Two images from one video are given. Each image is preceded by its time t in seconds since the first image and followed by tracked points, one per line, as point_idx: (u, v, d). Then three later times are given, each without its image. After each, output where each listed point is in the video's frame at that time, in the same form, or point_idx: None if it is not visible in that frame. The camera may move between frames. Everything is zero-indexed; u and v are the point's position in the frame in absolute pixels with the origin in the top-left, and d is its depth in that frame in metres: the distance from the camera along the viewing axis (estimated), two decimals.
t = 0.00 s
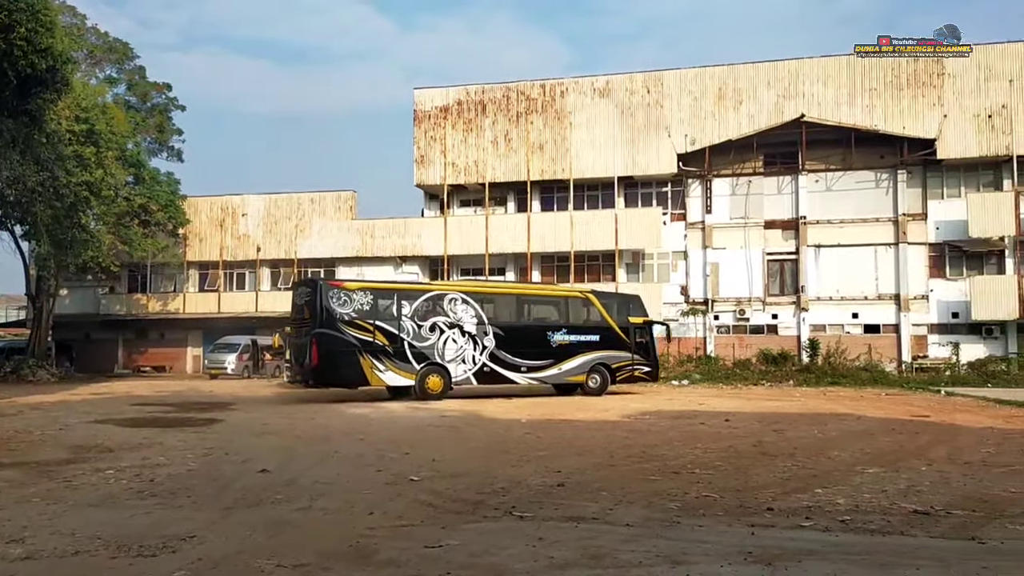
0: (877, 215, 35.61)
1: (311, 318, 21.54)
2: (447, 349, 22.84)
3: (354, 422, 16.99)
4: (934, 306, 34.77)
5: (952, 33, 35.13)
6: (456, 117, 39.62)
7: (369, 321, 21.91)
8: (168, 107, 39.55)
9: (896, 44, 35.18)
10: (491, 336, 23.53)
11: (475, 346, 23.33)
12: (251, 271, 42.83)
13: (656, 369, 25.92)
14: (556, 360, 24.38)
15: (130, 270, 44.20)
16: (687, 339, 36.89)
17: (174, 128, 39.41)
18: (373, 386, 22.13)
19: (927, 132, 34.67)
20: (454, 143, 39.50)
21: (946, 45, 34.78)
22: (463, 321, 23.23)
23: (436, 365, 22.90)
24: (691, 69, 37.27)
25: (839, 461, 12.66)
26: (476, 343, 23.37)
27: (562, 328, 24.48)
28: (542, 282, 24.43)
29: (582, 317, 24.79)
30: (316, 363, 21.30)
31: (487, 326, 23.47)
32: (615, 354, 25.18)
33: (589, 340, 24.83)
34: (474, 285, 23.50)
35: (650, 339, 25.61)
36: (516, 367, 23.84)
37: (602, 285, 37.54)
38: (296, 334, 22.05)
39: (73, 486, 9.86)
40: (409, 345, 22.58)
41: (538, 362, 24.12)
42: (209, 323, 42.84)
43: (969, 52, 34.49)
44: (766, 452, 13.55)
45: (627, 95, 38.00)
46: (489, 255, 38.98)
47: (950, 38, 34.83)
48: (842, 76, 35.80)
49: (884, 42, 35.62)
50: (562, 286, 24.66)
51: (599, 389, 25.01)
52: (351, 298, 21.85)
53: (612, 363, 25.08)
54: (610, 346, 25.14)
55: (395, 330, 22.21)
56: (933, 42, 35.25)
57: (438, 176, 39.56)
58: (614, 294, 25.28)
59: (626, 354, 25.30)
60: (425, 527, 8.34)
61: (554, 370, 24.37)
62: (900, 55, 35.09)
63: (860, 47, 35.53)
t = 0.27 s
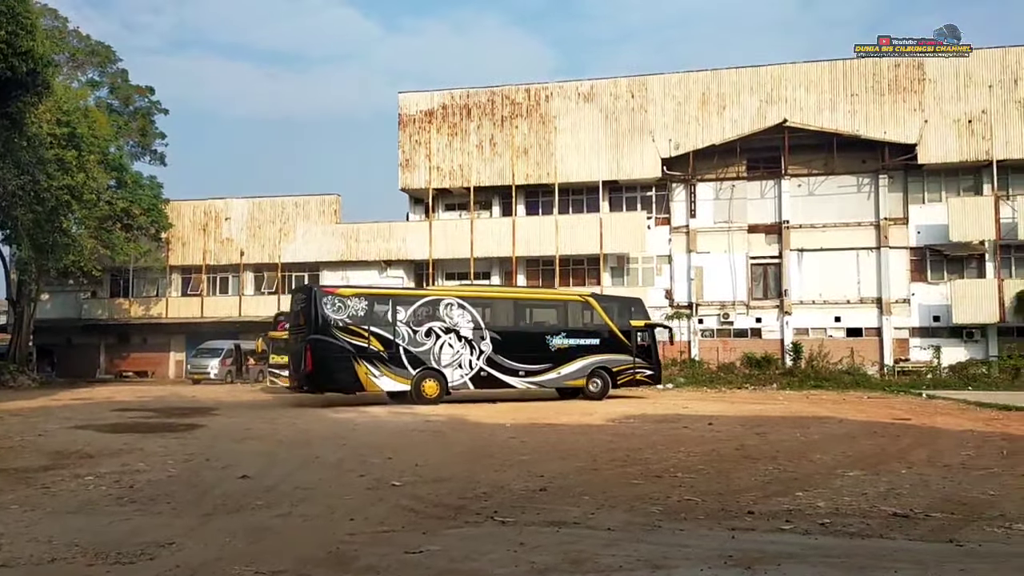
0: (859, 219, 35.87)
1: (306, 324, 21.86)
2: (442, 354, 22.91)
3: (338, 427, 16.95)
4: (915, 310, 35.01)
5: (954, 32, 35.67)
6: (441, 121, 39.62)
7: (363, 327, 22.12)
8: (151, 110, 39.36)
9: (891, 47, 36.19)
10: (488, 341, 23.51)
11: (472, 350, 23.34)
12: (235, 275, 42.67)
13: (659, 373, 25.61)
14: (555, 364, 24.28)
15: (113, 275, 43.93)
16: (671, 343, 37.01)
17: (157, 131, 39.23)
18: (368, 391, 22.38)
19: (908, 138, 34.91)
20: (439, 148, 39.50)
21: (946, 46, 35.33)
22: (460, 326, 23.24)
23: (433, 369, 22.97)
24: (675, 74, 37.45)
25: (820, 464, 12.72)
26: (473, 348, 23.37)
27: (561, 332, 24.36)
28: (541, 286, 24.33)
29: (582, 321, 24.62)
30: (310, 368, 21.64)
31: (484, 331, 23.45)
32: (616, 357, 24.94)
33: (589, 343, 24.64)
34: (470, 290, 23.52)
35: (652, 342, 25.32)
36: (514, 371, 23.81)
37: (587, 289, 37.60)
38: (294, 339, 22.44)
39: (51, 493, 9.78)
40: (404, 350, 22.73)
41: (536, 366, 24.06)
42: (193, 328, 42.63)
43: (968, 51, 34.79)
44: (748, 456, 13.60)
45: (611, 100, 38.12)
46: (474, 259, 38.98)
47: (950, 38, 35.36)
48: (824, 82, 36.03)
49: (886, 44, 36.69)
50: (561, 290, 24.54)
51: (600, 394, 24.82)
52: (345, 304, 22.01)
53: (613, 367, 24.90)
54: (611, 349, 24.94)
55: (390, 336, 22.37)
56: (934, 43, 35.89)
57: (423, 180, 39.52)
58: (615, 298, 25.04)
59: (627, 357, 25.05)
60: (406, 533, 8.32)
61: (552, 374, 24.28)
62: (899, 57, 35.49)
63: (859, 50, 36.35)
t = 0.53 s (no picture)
0: (851, 224, 36.00)
1: (311, 329, 21.96)
2: (447, 358, 22.85)
3: (329, 432, 16.92)
4: (907, 315, 35.12)
5: (953, 33, 38.35)
6: (434, 126, 39.65)
7: (368, 331, 22.14)
8: (143, 114, 39.31)
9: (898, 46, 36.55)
10: (493, 345, 23.46)
11: (477, 354, 23.28)
12: (227, 280, 42.63)
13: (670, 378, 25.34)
14: (562, 368, 24.11)
15: (104, 279, 43.83)
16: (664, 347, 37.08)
17: (149, 135, 39.19)
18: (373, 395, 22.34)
19: (900, 143, 35.06)
20: (432, 152, 39.53)
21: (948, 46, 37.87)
22: (464, 330, 23.22)
23: (438, 373, 22.87)
24: (667, 79, 37.55)
25: (810, 469, 12.75)
26: (478, 352, 23.32)
27: (569, 337, 24.18)
28: (548, 290, 24.14)
29: (590, 326, 24.37)
30: (315, 372, 21.70)
31: (489, 335, 23.39)
32: (625, 362, 24.69)
33: (597, 348, 24.42)
34: (476, 294, 23.46)
35: (662, 347, 25.04)
36: (519, 375, 23.69)
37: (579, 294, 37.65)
38: (300, 345, 22.53)
39: (40, 497, 9.74)
40: (409, 355, 22.68)
41: (542, 370, 23.89)
42: (185, 332, 42.53)
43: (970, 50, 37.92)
44: (740, 460, 13.63)
45: (604, 105, 38.19)
46: (467, 263, 39.00)
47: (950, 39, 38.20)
48: (815, 88, 36.15)
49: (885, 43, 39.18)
50: (568, 294, 24.30)
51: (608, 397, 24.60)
52: (350, 308, 22.11)
53: (622, 371, 24.66)
54: (620, 354, 24.67)
55: (394, 339, 22.37)
56: (934, 43, 38.63)
57: (415, 184, 39.52)
58: (624, 302, 24.71)
59: (636, 362, 24.79)
60: (396, 538, 8.31)
61: (559, 378, 24.10)
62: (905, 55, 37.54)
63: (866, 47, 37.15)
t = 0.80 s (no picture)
0: (840, 229, 36.16)
1: (315, 333, 21.93)
2: (450, 362, 22.79)
3: (320, 436, 16.89)
4: (896, 319, 35.27)
5: (952, 33, 38.63)
6: (425, 130, 39.65)
7: (371, 335, 22.07)
8: (132, 118, 39.20)
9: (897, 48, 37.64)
10: (497, 349, 23.40)
11: (481, 359, 23.23)
12: (217, 284, 42.54)
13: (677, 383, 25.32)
14: (568, 373, 24.05)
15: (93, 283, 43.64)
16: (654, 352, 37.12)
17: (138, 139, 39.10)
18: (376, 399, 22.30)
19: (889, 149, 35.24)
20: (423, 157, 39.54)
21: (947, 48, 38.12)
22: (468, 335, 23.16)
23: (441, 378, 22.83)
24: (657, 84, 37.66)
25: (800, 473, 12.80)
26: (481, 356, 23.26)
27: (575, 341, 24.20)
28: (555, 295, 24.21)
29: (596, 330, 24.42)
30: (317, 376, 21.71)
31: (494, 340, 23.35)
32: (631, 366, 24.68)
33: (603, 352, 24.44)
34: (480, 299, 23.45)
35: (670, 351, 25.07)
36: (525, 379, 23.62)
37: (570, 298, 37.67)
38: (304, 349, 22.53)
39: (28, 503, 9.68)
40: (412, 359, 22.63)
41: (548, 374, 23.83)
42: (175, 337, 42.38)
43: (967, 52, 38.04)
44: (729, 464, 13.66)
45: (594, 110, 38.27)
46: (458, 268, 38.97)
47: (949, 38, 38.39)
48: (805, 93, 36.32)
49: (884, 43, 39.61)
50: (574, 299, 24.41)
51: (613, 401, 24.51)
52: (353, 313, 22.05)
53: (629, 376, 24.62)
54: (627, 358, 24.65)
55: (397, 344, 22.31)
56: (934, 43, 38.84)
57: (406, 189, 39.50)
58: (630, 307, 24.86)
59: (643, 366, 24.79)
60: (385, 543, 8.29)
61: (565, 383, 24.03)
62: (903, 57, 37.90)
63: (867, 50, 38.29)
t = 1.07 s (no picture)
0: (818, 230, 36.40)
1: (307, 337, 22.24)
2: (443, 364, 22.67)
3: (298, 439, 16.75)
4: (873, 319, 35.55)
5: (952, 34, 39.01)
6: (403, 130, 39.52)
7: (362, 338, 22.21)
8: (107, 118, 38.80)
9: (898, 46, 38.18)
10: (491, 352, 23.17)
11: (475, 361, 23.02)
12: (194, 285, 42.22)
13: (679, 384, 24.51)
14: (563, 375, 23.60)
15: (67, 285, 43.15)
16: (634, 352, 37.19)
17: (113, 139, 38.74)
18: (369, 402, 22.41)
19: (865, 150, 35.54)
20: (401, 157, 39.41)
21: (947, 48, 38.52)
22: (461, 337, 23.02)
23: (434, 380, 22.78)
24: (636, 85, 37.76)
25: (779, 473, 12.85)
26: (475, 359, 23.04)
27: (570, 342, 23.70)
28: (550, 296, 23.80)
29: (593, 331, 23.85)
30: (310, 379, 22.01)
31: (488, 342, 23.12)
32: (629, 367, 24.02)
33: (600, 353, 23.84)
34: (474, 301, 23.27)
35: (670, 352, 24.29)
36: (518, 382, 23.29)
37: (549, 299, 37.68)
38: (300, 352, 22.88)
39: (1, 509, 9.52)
40: (405, 362, 22.62)
41: (542, 376, 23.43)
42: (150, 339, 41.96)
43: (969, 51, 38.50)
44: (709, 465, 13.69)
45: (574, 111, 38.30)
46: (437, 269, 38.86)
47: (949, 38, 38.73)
48: (783, 94, 36.54)
49: (884, 43, 40.02)
50: (571, 299, 23.96)
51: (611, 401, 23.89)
52: (344, 316, 22.26)
53: (626, 377, 23.96)
54: (624, 359, 24.00)
55: (389, 347, 22.36)
56: (934, 43, 39.12)
57: (385, 189, 39.38)
58: (628, 307, 24.23)
59: (641, 367, 24.08)
60: (364, 547, 8.22)
61: (560, 385, 23.59)
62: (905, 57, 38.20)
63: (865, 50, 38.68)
